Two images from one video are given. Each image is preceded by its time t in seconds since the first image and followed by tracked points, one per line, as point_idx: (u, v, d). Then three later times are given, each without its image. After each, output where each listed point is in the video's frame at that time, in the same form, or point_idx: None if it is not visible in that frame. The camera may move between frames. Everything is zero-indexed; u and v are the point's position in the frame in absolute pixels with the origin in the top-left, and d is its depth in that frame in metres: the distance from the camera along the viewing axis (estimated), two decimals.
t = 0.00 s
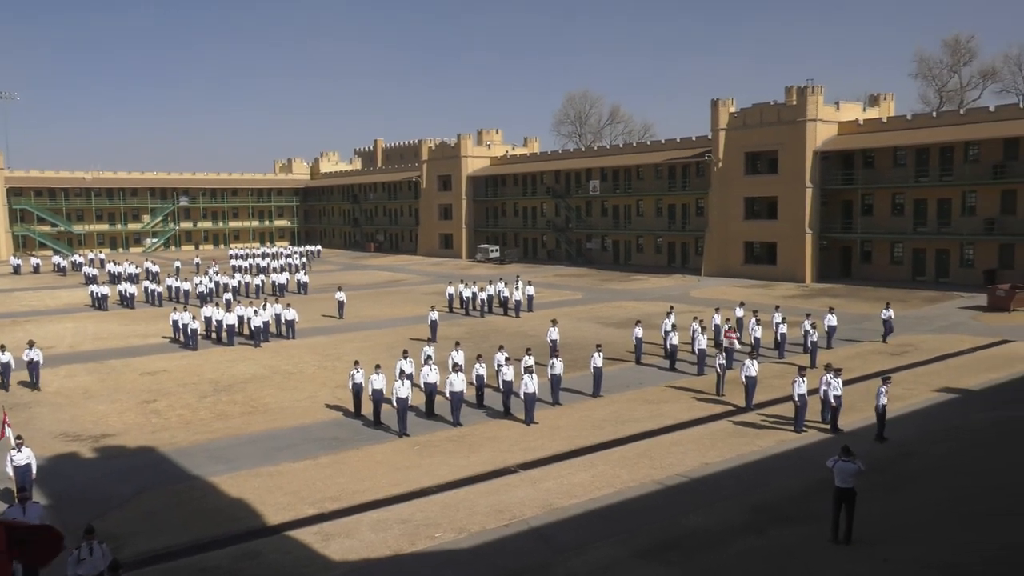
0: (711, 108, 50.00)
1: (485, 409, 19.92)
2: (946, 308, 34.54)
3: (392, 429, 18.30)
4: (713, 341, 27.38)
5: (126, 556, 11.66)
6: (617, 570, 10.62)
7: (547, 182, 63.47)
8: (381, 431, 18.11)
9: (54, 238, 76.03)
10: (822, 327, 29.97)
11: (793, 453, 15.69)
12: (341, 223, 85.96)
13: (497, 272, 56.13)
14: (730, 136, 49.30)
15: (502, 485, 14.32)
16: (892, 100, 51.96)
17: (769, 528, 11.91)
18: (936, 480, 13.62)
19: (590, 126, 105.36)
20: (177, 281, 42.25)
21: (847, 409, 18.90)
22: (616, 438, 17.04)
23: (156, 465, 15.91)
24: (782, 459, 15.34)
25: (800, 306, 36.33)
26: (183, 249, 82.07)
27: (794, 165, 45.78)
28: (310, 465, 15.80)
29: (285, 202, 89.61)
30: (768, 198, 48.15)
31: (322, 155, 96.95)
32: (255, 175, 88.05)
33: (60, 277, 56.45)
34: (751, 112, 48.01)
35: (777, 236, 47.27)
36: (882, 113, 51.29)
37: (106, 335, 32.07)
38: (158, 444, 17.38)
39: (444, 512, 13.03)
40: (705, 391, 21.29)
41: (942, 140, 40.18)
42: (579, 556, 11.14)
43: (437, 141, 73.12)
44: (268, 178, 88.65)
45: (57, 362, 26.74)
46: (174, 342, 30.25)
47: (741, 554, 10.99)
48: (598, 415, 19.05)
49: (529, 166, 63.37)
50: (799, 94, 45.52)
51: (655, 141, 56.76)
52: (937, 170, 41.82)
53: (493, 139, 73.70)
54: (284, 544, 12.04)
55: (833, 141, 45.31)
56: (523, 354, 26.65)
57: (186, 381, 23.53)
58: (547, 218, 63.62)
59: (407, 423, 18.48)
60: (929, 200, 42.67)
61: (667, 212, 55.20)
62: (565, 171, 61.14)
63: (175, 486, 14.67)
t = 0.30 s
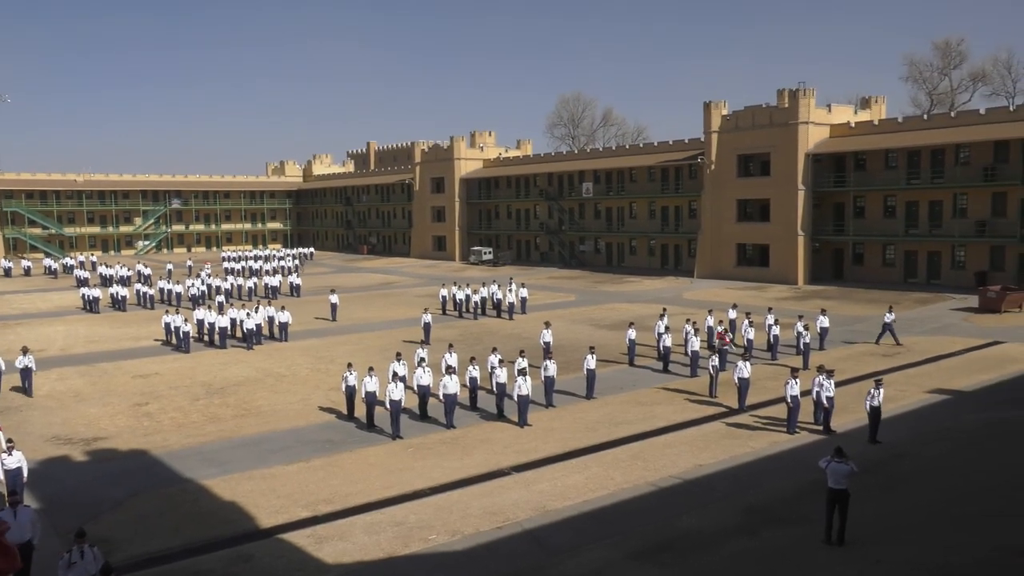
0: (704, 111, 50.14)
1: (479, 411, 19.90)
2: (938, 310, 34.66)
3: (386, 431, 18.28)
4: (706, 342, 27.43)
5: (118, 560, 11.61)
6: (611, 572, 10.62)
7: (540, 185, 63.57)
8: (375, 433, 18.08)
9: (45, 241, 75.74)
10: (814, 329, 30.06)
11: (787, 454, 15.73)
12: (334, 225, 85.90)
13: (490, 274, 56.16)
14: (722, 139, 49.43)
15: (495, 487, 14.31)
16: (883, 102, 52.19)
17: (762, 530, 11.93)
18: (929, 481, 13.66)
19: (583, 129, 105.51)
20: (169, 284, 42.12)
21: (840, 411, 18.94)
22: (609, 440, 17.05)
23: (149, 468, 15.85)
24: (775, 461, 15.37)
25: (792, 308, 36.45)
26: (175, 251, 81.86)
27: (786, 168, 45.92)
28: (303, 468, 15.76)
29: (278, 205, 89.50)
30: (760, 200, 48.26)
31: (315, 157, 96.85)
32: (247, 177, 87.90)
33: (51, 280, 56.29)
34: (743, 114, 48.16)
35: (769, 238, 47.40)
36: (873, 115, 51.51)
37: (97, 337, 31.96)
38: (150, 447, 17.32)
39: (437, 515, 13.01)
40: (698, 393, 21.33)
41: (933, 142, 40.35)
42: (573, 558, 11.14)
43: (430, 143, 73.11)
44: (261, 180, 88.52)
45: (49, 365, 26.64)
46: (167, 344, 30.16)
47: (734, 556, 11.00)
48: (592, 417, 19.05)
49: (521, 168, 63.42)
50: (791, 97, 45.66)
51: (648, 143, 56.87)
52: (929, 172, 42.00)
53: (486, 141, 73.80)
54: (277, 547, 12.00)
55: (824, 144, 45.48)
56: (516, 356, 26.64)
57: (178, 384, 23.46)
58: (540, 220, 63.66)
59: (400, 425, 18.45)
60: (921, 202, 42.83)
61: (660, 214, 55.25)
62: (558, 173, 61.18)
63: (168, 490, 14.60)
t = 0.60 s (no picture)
0: (701, 111, 50.20)
1: (476, 412, 19.88)
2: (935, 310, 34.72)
3: (384, 431, 18.27)
4: (704, 343, 27.46)
5: (115, 561, 11.59)
6: (608, 573, 10.63)
7: (538, 185, 63.57)
8: (373, 433, 18.08)
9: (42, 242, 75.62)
10: (812, 330, 30.11)
11: (784, 454, 15.74)
12: (332, 225, 85.87)
13: (488, 274, 56.16)
14: (720, 139, 49.48)
15: (493, 487, 14.32)
16: (881, 103, 52.25)
17: (759, 530, 11.94)
18: (927, 481, 13.68)
19: (581, 129, 105.52)
20: (166, 284, 42.08)
21: (837, 411, 18.95)
22: (607, 441, 17.05)
23: (146, 469, 15.84)
24: (773, 461, 15.38)
25: (790, 308, 36.51)
26: (172, 252, 81.79)
27: (784, 168, 45.96)
28: (301, 468, 15.74)
29: (275, 206, 89.49)
30: (758, 200, 48.29)
31: (313, 157, 96.81)
32: (244, 178, 87.87)
33: (48, 280, 56.25)
34: (740, 115, 48.19)
35: (767, 238, 47.43)
36: (871, 116, 51.58)
37: (95, 338, 31.91)
38: (147, 447, 17.30)
39: (435, 515, 13.00)
40: (696, 393, 21.34)
41: (930, 142, 40.39)
42: (571, 558, 11.14)
43: (428, 143, 73.11)
44: (258, 181, 88.50)
45: (46, 366, 26.60)
46: (164, 344, 30.14)
47: (732, 556, 11.01)
48: (589, 417, 19.05)
49: (519, 168, 63.43)
50: (788, 97, 45.69)
51: (646, 144, 56.89)
52: (926, 173, 42.04)
53: (484, 141, 73.83)
54: (274, 548, 11.99)
55: (822, 144, 45.54)
56: (514, 356, 26.64)
57: (176, 384, 23.44)
58: (538, 220, 63.67)
59: (398, 426, 18.45)
60: (918, 202, 42.87)
61: (657, 214, 55.26)
62: (556, 174, 61.17)
63: (165, 491, 14.58)
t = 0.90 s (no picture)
0: (698, 112, 50.23)
1: (474, 412, 19.86)
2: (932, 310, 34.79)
3: (381, 432, 18.26)
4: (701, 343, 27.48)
5: (113, 562, 11.58)
6: (605, 573, 10.63)
7: (535, 185, 63.56)
8: (370, 434, 18.08)
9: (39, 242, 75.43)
10: (809, 330, 30.15)
11: (782, 454, 15.76)
12: (329, 226, 85.83)
13: (486, 274, 56.18)
14: (717, 139, 49.51)
15: (491, 487, 14.32)
16: (877, 103, 52.34)
17: (757, 529, 11.95)
18: (923, 481, 13.69)
19: (578, 129, 105.53)
20: (163, 284, 42.01)
21: (835, 411, 18.97)
22: (605, 441, 17.05)
23: (144, 469, 15.82)
24: (770, 461, 15.39)
25: (787, 308, 36.56)
26: (169, 252, 81.68)
27: (781, 168, 45.97)
28: (298, 469, 15.73)
29: (272, 206, 89.43)
30: (755, 200, 48.28)
31: (310, 158, 96.76)
32: (241, 178, 87.79)
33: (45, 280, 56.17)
34: (737, 115, 48.21)
35: (764, 239, 47.45)
36: (867, 116, 51.65)
37: (92, 338, 31.85)
38: (144, 448, 17.28)
39: (432, 516, 13.00)
40: (694, 393, 21.34)
41: (927, 142, 40.46)
42: (569, 558, 11.15)
43: (425, 143, 73.10)
44: (255, 181, 88.44)
45: (43, 366, 26.56)
46: (161, 345, 30.09)
47: (729, 556, 11.02)
48: (586, 418, 19.06)
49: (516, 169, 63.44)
50: (786, 97, 45.72)
51: (643, 144, 56.91)
52: (923, 173, 42.10)
53: (481, 142, 73.83)
54: (272, 548, 11.98)
55: (819, 145, 45.58)
56: (512, 356, 26.64)
57: (173, 385, 23.41)
58: (535, 220, 63.70)
59: (395, 426, 18.44)
60: (915, 202, 42.93)
61: (655, 214, 55.26)
62: (554, 174, 61.15)
63: (162, 491, 14.57)
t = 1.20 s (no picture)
0: (697, 112, 50.27)
1: (473, 412, 19.85)
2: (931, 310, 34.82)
3: (380, 433, 18.26)
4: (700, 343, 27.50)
5: (112, 562, 11.59)
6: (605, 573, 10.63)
7: (534, 185, 63.55)
8: (369, 434, 18.08)
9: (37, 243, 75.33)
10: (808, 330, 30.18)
11: (780, 454, 15.77)
12: (328, 226, 85.83)
13: (485, 275, 56.19)
14: (716, 140, 49.52)
15: (490, 488, 14.32)
16: (876, 103, 52.39)
17: (756, 530, 11.96)
18: (922, 482, 13.69)
19: (576, 130, 105.57)
20: (162, 285, 41.98)
21: (834, 412, 18.97)
22: (604, 441, 17.06)
23: (143, 470, 15.81)
24: (769, 461, 15.39)
25: (786, 309, 36.61)
26: (168, 253, 81.63)
27: (780, 168, 46.00)
28: (297, 469, 15.73)
29: (271, 206, 89.41)
30: (754, 200, 48.31)
31: (309, 158, 96.73)
32: (239, 179, 87.74)
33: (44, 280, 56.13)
34: (736, 115, 48.21)
35: (763, 239, 47.48)
36: (866, 117, 51.72)
37: (90, 339, 31.81)
38: (143, 449, 17.27)
39: (431, 516, 13.00)
40: (692, 393, 21.36)
41: (925, 143, 40.51)
42: (568, 559, 11.15)
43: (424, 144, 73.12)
44: (253, 181, 88.42)
45: (41, 367, 26.53)
46: (160, 345, 30.06)
47: (729, 556, 11.02)
48: (585, 418, 19.07)
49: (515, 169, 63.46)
50: (785, 98, 45.76)
51: (642, 145, 56.94)
52: (921, 173, 42.15)
53: (480, 142, 73.87)
54: (271, 548, 11.98)
55: (818, 145, 45.61)
56: (511, 357, 26.64)
57: (173, 385, 23.41)
58: (534, 220, 63.74)
59: (395, 427, 18.44)
60: (914, 202, 42.96)
61: (653, 215, 55.26)
62: (552, 174, 61.13)
63: (161, 492, 14.57)
